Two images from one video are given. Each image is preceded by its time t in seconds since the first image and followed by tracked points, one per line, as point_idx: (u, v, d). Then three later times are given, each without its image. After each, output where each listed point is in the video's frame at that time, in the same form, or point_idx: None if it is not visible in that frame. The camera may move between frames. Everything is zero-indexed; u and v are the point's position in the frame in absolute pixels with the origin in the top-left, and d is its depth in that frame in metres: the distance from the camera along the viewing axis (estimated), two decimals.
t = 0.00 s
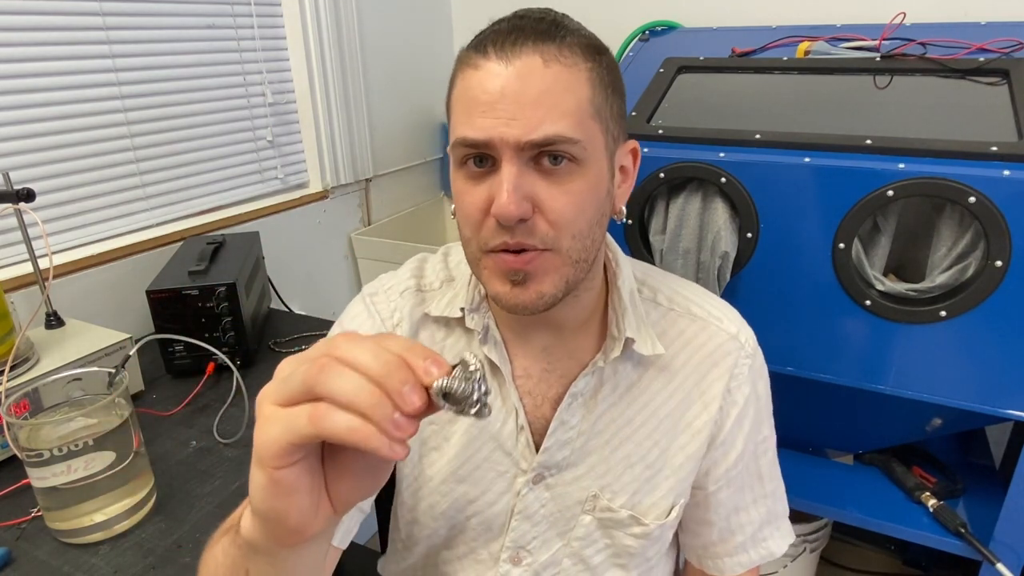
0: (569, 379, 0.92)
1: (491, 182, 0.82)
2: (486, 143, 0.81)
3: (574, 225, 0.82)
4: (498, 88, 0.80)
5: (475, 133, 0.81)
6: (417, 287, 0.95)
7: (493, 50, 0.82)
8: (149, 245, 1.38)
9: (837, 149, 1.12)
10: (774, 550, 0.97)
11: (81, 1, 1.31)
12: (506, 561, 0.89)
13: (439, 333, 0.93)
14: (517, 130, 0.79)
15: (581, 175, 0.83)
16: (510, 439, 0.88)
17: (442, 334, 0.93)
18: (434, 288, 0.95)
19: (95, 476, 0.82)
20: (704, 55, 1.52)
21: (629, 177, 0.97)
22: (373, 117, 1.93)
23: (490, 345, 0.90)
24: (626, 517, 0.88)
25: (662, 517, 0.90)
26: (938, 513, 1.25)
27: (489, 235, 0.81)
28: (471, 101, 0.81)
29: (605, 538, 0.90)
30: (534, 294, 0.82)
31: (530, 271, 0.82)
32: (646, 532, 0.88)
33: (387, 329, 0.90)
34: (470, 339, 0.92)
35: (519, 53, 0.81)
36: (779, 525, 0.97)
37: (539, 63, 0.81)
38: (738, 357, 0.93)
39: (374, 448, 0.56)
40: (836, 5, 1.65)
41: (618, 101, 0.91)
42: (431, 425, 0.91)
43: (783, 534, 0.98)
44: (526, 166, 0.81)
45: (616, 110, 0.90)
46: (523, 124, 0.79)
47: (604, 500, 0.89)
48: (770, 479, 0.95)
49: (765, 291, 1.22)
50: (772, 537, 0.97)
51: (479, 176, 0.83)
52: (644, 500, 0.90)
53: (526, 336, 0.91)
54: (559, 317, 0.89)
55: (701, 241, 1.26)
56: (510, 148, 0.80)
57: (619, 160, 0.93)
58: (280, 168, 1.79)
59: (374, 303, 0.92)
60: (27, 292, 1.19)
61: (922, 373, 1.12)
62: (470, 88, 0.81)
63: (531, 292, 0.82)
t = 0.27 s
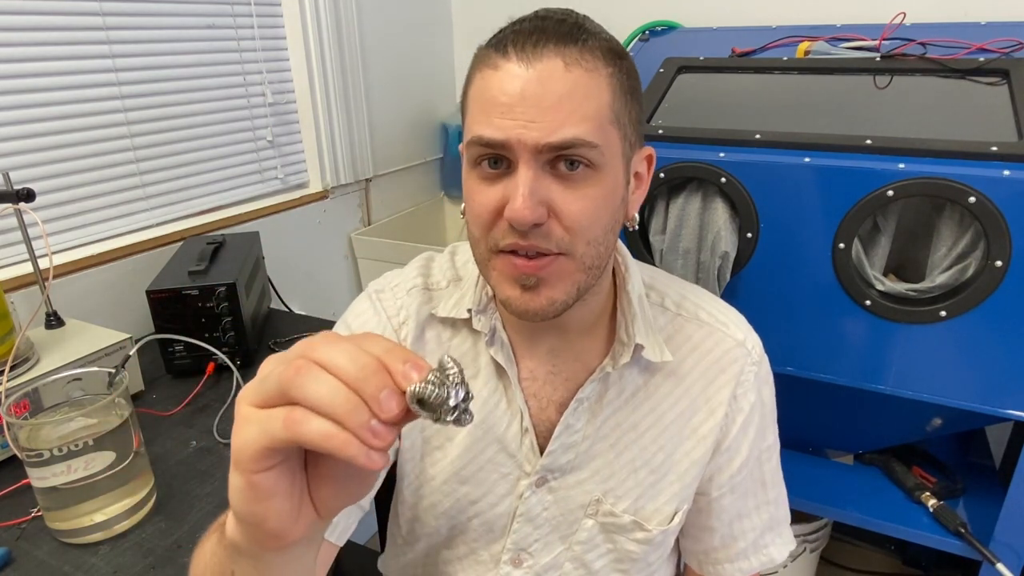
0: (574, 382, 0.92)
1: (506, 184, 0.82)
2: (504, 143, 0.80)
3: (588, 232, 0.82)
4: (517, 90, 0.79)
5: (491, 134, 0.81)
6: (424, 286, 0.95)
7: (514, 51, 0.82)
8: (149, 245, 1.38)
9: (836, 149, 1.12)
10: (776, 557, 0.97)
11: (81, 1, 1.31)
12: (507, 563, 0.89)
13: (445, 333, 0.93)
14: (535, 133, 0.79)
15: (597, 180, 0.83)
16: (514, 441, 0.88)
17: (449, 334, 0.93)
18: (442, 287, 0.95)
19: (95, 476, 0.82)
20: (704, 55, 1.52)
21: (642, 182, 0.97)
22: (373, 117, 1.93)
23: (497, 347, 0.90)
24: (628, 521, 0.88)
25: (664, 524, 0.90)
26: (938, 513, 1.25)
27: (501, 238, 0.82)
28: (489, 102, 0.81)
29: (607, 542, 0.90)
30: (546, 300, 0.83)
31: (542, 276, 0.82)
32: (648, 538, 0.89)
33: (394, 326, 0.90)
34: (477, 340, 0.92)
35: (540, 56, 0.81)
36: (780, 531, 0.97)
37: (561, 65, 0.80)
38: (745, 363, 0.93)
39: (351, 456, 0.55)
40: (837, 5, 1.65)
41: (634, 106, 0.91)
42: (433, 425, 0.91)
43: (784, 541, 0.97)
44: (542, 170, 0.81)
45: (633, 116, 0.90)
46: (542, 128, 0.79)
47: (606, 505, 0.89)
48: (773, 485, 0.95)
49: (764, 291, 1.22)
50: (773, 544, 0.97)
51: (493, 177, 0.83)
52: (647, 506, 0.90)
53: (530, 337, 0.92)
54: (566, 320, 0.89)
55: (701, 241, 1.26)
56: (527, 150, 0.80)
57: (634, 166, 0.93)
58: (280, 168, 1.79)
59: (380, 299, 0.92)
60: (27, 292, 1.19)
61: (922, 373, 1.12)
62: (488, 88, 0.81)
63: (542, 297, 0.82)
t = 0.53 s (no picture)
0: (575, 382, 0.92)
1: (509, 183, 0.81)
2: (507, 142, 0.80)
3: (590, 231, 0.82)
4: (520, 89, 0.80)
5: (495, 132, 0.80)
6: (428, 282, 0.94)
7: (518, 50, 0.83)
8: (149, 245, 1.38)
9: (837, 149, 1.12)
10: (778, 557, 0.97)
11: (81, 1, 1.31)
12: (507, 563, 0.89)
13: (448, 330, 0.93)
14: (539, 132, 0.79)
15: (599, 180, 0.83)
16: (516, 440, 0.88)
17: (451, 332, 0.93)
18: (445, 284, 0.94)
19: (95, 476, 0.82)
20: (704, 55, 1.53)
21: (644, 182, 0.97)
22: (373, 117, 1.93)
23: (497, 345, 0.90)
24: (630, 521, 0.88)
25: (665, 523, 0.90)
26: (938, 513, 1.25)
27: (504, 237, 0.80)
28: (493, 100, 0.81)
29: (609, 542, 0.90)
30: (548, 299, 0.81)
31: (545, 275, 0.81)
32: (649, 537, 0.89)
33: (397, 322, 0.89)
34: (479, 338, 0.93)
35: (543, 55, 0.82)
36: (782, 531, 0.97)
37: (563, 65, 0.81)
38: (746, 363, 0.93)
39: (332, 277, 0.53)
40: (837, 5, 1.65)
41: (637, 106, 0.92)
42: (434, 421, 0.91)
43: (786, 541, 0.97)
44: (545, 169, 0.81)
45: (635, 115, 0.91)
46: (545, 127, 0.79)
47: (607, 505, 0.89)
48: (776, 486, 0.95)
49: (764, 292, 1.22)
50: (775, 545, 0.97)
51: (496, 176, 0.82)
52: (648, 506, 0.90)
53: (532, 336, 0.92)
54: (567, 319, 0.89)
55: (701, 241, 1.26)
56: (531, 149, 0.79)
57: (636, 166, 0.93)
58: (280, 168, 1.79)
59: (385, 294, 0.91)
60: (27, 292, 1.19)
61: (922, 373, 1.12)
62: (492, 86, 0.82)
63: (545, 297, 0.81)
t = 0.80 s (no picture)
0: (574, 380, 0.92)
1: (507, 180, 0.81)
2: (505, 139, 0.80)
3: (588, 228, 0.82)
4: (519, 87, 0.80)
5: (494, 129, 0.81)
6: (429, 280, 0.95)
7: (517, 49, 0.83)
8: (149, 245, 1.38)
9: (837, 149, 1.12)
10: (777, 556, 0.97)
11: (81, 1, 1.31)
12: (506, 560, 0.88)
13: (449, 326, 0.94)
14: (537, 129, 0.79)
15: (597, 177, 0.83)
16: (515, 437, 0.88)
17: (451, 329, 0.94)
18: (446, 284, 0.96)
19: (95, 476, 0.82)
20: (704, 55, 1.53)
21: (643, 180, 0.98)
22: (373, 117, 1.93)
23: (496, 342, 0.90)
24: (628, 519, 0.88)
25: (664, 521, 0.90)
26: (938, 513, 1.25)
27: (502, 234, 0.79)
28: (492, 98, 0.81)
29: (607, 539, 0.90)
30: (545, 294, 0.81)
31: (542, 270, 0.81)
32: (647, 535, 0.89)
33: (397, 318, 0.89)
34: (478, 335, 0.93)
35: (542, 53, 0.82)
36: (781, 530, 0.97)
37: (562, 63, 0.81)
38: (744, 361, 0.93)
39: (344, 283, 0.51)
40: (837, 5, 1.65)
41: (636, 106, 0.92)
42: (433, 417, 0.91)
43: (785, 540, 0.97)
44: (543, 166, 0.81)
45: (634, 114, 0.91)
46: (544, 124, 0.79)
47: (606, 503, 0.89)
48: (774, 484, 0.95)
49: (764, 292, 1.22)
50: (774, 543, 0.97)
51: (494, 173, 0.83)
52: (647, 503, 0.90)
53: (531, 334, 0.92)
54: (566, 317, 0.89)
55: (701, 242, 1.26)
56: (529, 146, 0.79)
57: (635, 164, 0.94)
58: (280, 168, 1.79)
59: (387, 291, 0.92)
60: (27, 292, 1.19)
61: (923, 373, 1.12)
62: (491, 84, 0.82)
63: (542, 292, 0.81)
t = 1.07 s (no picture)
0: (573, 377, 0.92)
1: (510, 166, 0.81)
2: (510, 126, 0.80)
3: (590, 217, 0.81)
4: (524, 76, 0.80)
5: (499, 116, 0.81)
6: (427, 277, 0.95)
7: (523, 40, 0.83)
8: (149, 245, 1.38)
9: (838, 149, 1.12)
10: (774, 554, 0.97)
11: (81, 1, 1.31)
12: (505, 557, 0.88)
13: (449, 324, 0.94)
14: (542, 116, 0.79)
15: (599, 167, 0.83)
16: (514, 434, 0.88)
17: (450, 327, 0.94)
18: (443, 281, 0.95)
19: (95, 476, 0.82)
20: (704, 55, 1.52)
21: (642, 178, 0.98)
22: (373, 118, 1.93)
23: (495, 339, 0.90)
24: (627, 515, 0.88)
25: (663, 517, 0.90)
26: (938, 513, 1.25)
27: (503, 219, 0.79)
28: (498, 86, 0.82)
29: (606, 536, 0.90)
30: (545, 281, 0.80)
31: (542, 256, 0.80)
32: (646, 531, 0.89)
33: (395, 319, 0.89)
34: (478, 332, 0.93)
35: (548, 44, 0.82)
36: (779, 528, 0.97)
37: (567, 55, 0.82)
38: (742, 358, 0.93)
39: (343, 278, 0.54)
40: (837, 5, 1.65)
41: (637, 103, 0.93)
42: (432, 414, 0.91)
43: (782, 538, 0.97)
44: (546, 154, 0.81)
45: (635, 111, 0.91)
46: (548, 111, 0.79)
47: (605, 499, 0.89)
48: (771, 482, 0.95)
49: (763, 293, 1.22)
50: (771, 541, 0.97)
51: (497, 161, 0.83)
52: (646, 500, 0.90)
53: (531, 332, 0.92)
54: (565, 313, 0.89)
55: (701, 242, 1.26)
56: (534, 132, 0.80)
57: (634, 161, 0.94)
58: (280, 168, 1.79)
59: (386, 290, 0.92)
60: (27, 292, 1.19)
61: (922, 373, 1.12)
62: (496, 73, 0.82)
63: (541, 278, 0.80)
